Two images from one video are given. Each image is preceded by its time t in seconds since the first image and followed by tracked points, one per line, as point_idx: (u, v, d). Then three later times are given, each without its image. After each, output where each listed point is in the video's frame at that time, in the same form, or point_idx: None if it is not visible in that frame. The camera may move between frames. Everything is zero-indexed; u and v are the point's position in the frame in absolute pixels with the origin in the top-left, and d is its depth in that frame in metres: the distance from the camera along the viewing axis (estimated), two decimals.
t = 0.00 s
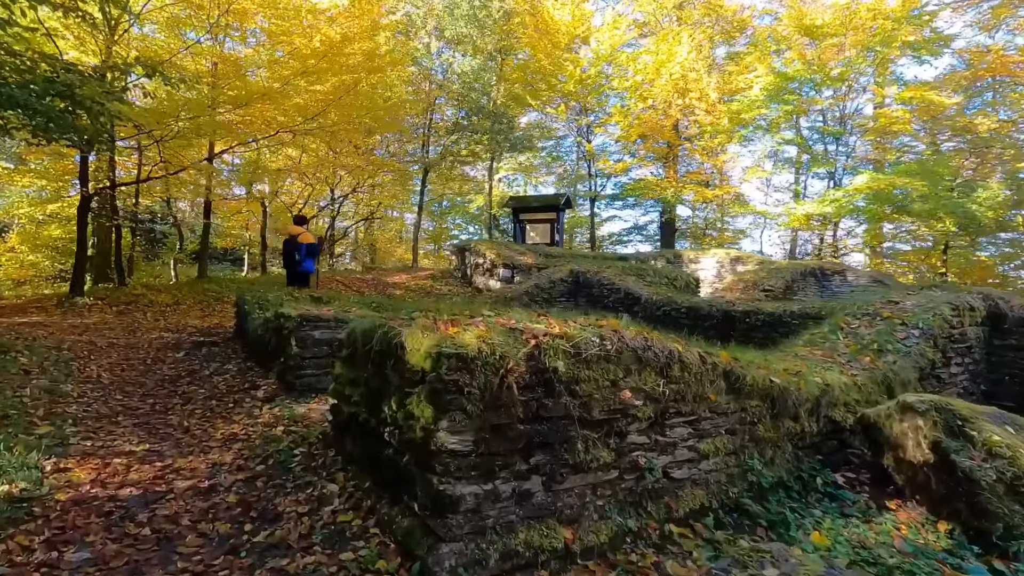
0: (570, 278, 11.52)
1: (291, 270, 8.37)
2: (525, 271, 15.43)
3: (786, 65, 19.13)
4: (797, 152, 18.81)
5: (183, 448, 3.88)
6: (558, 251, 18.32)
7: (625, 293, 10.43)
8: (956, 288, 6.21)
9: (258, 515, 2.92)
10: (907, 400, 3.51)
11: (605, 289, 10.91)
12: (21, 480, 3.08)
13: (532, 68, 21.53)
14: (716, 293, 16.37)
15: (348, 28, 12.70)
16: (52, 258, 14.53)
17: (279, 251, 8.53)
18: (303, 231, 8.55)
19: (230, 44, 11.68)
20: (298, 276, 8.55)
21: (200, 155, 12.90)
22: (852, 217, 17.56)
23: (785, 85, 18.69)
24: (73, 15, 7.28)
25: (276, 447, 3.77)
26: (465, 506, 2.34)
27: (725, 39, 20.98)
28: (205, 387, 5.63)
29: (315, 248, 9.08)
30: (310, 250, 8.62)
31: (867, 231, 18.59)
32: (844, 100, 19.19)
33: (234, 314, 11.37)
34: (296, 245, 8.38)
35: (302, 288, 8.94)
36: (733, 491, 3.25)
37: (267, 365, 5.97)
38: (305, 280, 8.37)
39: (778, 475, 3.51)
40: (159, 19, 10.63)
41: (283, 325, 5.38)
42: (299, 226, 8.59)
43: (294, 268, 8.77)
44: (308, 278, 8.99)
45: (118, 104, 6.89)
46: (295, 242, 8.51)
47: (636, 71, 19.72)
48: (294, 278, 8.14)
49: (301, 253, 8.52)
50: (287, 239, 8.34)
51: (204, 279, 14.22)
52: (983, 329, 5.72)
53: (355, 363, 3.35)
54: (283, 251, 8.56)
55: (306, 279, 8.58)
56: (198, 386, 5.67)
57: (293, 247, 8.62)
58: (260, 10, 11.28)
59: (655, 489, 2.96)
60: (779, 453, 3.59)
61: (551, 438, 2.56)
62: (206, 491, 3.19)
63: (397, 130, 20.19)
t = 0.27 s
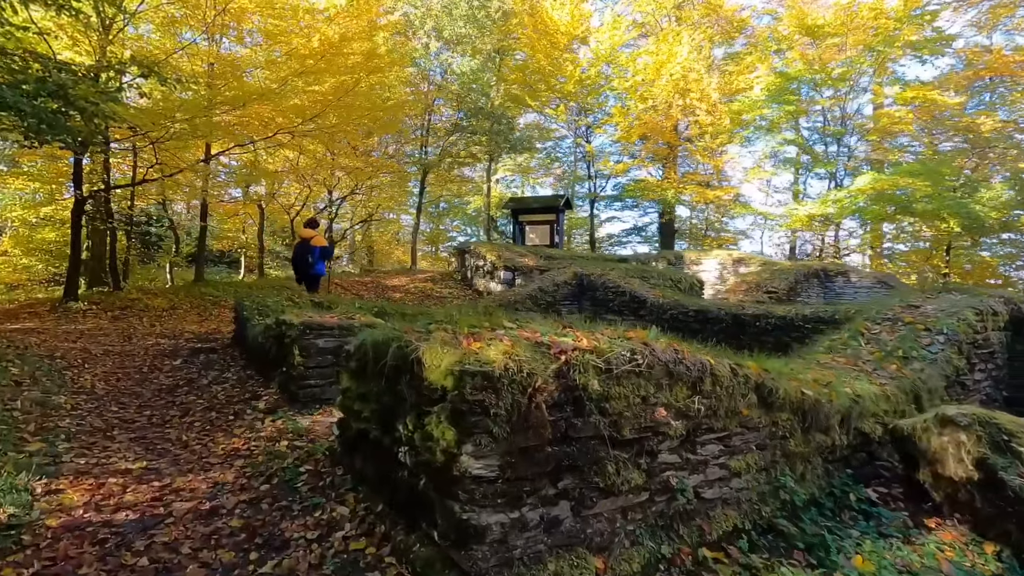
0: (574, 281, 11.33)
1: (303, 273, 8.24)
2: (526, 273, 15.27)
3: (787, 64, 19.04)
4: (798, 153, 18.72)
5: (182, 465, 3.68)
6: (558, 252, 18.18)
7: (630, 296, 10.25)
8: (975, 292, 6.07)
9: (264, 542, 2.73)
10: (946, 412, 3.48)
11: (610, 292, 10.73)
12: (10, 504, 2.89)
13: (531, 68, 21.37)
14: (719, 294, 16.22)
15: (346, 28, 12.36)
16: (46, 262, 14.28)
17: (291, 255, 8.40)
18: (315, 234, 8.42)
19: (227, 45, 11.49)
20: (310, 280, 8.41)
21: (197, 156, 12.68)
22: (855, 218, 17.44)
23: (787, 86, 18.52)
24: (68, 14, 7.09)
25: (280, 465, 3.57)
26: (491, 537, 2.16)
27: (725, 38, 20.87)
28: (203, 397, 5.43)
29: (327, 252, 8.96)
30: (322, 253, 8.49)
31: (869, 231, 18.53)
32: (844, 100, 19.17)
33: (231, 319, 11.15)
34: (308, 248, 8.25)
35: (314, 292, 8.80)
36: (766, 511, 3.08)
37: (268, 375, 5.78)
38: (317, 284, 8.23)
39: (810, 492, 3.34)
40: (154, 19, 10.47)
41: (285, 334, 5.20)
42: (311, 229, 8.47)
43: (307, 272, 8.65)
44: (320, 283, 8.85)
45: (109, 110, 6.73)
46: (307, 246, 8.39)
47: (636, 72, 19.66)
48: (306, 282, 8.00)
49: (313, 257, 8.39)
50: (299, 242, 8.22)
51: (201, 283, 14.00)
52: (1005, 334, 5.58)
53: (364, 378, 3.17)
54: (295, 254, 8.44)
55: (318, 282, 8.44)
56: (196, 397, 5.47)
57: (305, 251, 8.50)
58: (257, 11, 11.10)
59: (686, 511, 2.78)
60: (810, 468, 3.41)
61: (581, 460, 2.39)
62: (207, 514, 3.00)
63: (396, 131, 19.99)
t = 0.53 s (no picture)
0: (575, 283, 11.20)
1: (312, 276, 8.51)
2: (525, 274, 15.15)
3: (786, 64, 19.00)
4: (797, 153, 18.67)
5: (178, 476, 3.53)
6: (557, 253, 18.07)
7: (633, 297, 10.13)
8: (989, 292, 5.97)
9: (267, 559, 2.58)
10: (974, 417, 3.37)
11: (611, 293, 10.61)
12: None
13: (529, 68, 21.28)
14: (720, 295, 16.13)
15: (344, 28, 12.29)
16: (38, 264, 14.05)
17: (301, 258, 8.68)
18: (324, 238, 8.69)
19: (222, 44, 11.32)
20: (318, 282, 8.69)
21: (192, 156, 12.50)
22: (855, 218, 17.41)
23: (786, 86, 18.48)
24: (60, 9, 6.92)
25: (281, 475, 3.42)
26: (512, 556, 2.03)
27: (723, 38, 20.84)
28: (199, 403, 5.27)
29: (337, 256, 9.21)
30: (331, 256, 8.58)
31: (868, 231, 18.49)
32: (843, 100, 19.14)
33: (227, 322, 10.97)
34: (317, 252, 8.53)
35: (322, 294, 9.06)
36: (791, 521, 2.95)
37: (267, 379, 5.63)
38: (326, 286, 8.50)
39: (834, 501, 3.21)
40: (148, 18, 10.29)
41: (285, 337, 5.05)
42: (321, 234, 8.75)
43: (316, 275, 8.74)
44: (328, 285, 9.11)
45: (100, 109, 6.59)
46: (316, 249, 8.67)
47: (634, 72, 19.59)
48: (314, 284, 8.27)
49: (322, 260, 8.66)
50: (308, 246, 8.50)
51: (196, 285, 13.81)
52: (1020, 335, 5.48)
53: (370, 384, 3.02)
54: (304, 257, 8.72)
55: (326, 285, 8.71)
56: (191, 402, 5.32)
57: (314, 254, 8.77)
58: (252, 10, 10.93)
59: (711, 523, 2.66)
60: (833, 475, 3.29)
61: (605, 471, 2.26)
62: (205, 529, 2.85)
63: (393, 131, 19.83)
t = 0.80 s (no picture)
0: (577, 283, 11.03)
1: (322, 277, 8.53)
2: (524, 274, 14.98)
3: (785, 64, 18.91)
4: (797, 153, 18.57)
5: (172, 487, 3.33)
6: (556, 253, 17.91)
7: (636, 298, 9.96)
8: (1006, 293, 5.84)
9: None
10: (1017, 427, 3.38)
11: (614, 293, 10.44)
12: None
13: (526, 67, 21.13)
14: (720, 295, 16.00)
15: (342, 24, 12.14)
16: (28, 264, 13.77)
17: (310, 260, 8.70)
18: (332, 239, 8.70)
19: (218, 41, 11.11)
20: (328, 283, 8.71)
21: (186, 154, 12.25)
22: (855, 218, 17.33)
23: (786, 86, 18.39)
24: None
25: (283, 486, 3.23)
26: None
27: (722, 38, 20.75)
28: (195, 408, 5.07)
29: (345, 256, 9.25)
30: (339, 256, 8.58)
31: (867, 231, 18.42)
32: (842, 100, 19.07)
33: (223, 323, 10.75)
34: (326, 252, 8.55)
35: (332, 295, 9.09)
36: (825, 534, 2.79)
37: (265, 383, 5.43)
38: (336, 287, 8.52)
39: (866, 512, 3.05)
40: (141, 13, 10.01)
41: (285, 339, 4.86)
42: (328, 234, 8.77)
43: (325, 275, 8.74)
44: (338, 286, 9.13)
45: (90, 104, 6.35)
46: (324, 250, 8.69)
47: (633, 71, 19.48)
48: (324, 285, 8.30)
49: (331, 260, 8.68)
50: (316, 247, 8.52)
51: (190, 285, 13.56)
52: None
53: (379, 391, 2.84)
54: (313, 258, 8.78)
55: (336, 286, 8.72)
56: (186, 407, 5.11)
57: (322, 255, 8.79)
58: (248, 5, 10.68)
59: (745, 538, 2.48)
60: (865, 485, 3.13)
61: (638, 486, 2.08)
62: (203, 546, 2.66)
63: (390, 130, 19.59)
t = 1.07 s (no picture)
0: (580, 288, 10.83)
1: (328, 282, 8.37)
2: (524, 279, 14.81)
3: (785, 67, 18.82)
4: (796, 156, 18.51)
5: (164, 517, 3.12)
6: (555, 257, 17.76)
7: (641, 304, 9.78)
8: None
9: None
10: None
11: (618, 299, 10.27)
12: None
13: (524, 69, 20.97)
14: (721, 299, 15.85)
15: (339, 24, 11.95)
16: (17, 269, 13.47)
17: (316, 265, 8.56)
18: (338, 243, 8.55)
19: (214, 41, 10.91)
20: (335, 289, 8.55)
21: (180, 157, 12.00)
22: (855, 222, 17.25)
23: (786, 88, 18.31)
24: None
25: (284, 517, 3.02)
26: None
27: (721, 40, 20.65)
28: (189, 424, 4.86)
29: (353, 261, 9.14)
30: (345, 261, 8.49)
31: (866, 235, 18.37)
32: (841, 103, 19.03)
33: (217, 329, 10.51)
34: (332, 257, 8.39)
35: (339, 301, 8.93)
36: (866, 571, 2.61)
37: (262, 397, 5.22)
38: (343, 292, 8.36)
39: (906, 543, 2.87)
40: (134, 12, 9.76)
41: (284, 353, 4.66)
42: (335, 239, 8.61)
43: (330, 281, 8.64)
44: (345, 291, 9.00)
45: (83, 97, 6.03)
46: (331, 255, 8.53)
47: (633, 74, 19.40)
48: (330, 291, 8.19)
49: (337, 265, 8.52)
50: (323, 252, 8.36)
51: (184, 290, 13.31)
52: None
53: (389, 417, 2.64)
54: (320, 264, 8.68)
55: (343, 291, 8.56)
56: (180, 423, 4.90)
57: (329, 260, 8.64)
58: (243, 5, 10.44)
59: None
60: (904, 514, 2.94)
61: (680, 531, 1.89)
62: None
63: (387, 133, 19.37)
